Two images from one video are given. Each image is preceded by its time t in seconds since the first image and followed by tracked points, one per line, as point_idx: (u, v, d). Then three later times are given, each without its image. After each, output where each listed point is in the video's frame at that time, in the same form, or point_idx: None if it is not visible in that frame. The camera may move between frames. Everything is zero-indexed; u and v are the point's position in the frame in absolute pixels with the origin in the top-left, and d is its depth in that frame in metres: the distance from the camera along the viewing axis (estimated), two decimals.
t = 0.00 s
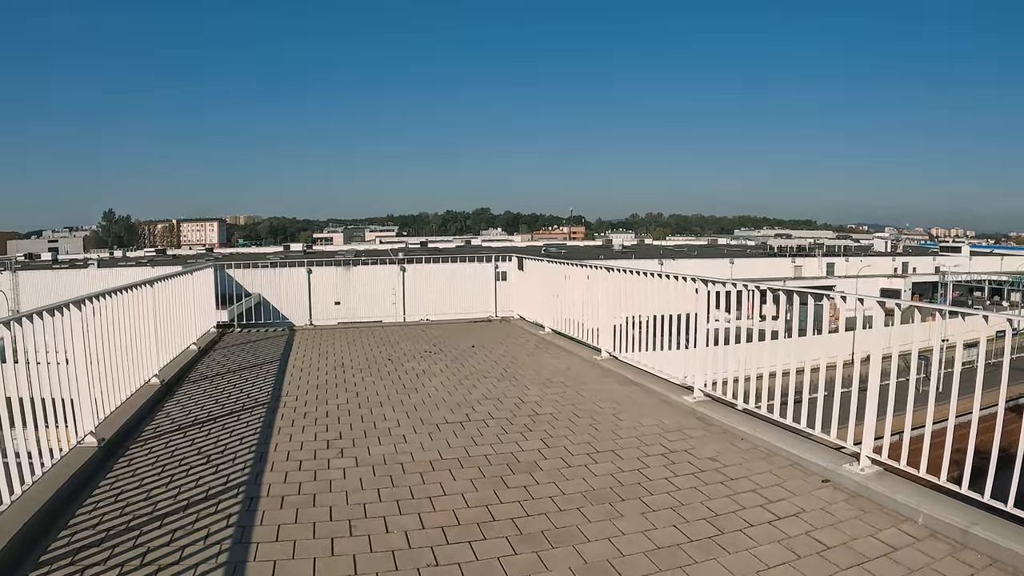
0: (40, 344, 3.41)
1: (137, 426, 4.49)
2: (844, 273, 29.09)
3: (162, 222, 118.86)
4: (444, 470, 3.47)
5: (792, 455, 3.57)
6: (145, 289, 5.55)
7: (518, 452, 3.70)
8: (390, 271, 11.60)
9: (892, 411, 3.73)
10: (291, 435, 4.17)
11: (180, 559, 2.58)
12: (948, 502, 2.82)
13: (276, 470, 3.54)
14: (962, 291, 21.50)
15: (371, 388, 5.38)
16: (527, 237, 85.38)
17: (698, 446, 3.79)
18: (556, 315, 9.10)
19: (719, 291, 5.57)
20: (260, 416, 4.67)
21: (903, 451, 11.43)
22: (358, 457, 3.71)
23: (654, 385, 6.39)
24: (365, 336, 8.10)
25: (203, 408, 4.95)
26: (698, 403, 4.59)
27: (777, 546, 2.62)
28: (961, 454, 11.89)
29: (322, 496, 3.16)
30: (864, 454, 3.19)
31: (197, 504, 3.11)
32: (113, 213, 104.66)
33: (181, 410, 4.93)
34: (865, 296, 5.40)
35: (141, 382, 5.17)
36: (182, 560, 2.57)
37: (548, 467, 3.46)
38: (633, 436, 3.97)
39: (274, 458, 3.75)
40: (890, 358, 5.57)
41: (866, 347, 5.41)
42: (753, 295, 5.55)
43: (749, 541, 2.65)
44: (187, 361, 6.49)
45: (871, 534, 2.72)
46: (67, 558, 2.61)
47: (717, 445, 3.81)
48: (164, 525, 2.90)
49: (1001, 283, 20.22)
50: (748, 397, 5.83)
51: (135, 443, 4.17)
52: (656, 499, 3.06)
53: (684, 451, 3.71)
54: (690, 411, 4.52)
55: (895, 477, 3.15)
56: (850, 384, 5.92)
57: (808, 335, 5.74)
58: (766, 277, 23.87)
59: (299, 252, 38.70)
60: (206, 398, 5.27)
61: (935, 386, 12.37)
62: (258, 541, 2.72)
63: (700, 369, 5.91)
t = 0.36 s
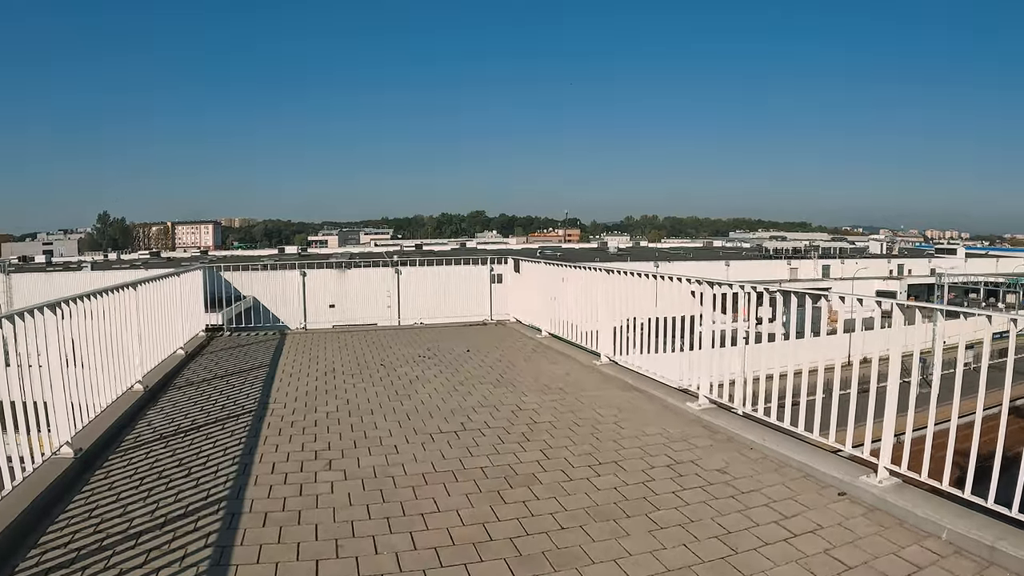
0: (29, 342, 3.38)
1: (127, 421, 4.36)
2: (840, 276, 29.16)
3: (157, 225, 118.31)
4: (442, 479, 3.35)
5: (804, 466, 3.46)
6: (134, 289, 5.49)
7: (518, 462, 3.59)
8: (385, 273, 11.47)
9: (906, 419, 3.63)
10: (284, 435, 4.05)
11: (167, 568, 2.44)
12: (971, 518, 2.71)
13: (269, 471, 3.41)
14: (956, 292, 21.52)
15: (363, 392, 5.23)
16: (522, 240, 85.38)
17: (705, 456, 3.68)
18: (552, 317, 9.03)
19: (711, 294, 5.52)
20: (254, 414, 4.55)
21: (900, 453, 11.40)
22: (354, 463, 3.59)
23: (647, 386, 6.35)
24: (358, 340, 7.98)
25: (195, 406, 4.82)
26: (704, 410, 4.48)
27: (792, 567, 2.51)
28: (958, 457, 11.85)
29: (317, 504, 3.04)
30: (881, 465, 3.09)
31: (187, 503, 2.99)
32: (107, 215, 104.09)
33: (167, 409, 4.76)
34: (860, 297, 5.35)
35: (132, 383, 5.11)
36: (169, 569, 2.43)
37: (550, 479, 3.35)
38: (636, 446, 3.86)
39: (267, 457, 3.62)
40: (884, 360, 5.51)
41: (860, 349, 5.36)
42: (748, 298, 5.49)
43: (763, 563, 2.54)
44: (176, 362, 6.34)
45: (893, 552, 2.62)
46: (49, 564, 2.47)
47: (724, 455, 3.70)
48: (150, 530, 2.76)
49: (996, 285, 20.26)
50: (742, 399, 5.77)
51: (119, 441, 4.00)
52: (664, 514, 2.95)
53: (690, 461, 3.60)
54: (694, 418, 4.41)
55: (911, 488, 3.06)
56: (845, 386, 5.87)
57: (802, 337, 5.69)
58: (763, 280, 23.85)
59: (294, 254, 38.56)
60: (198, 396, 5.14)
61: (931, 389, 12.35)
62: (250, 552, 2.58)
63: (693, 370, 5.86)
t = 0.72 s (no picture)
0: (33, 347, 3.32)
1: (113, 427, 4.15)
2: (835, 278, 29.20)
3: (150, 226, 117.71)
4: (438, 501, 3.12)
5: (820, 484, 3.25)
6: (129, 291, 5.34)
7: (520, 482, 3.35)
8: (380, 276, 11.33)
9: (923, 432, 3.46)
10: (273, 447, 3.81)
11: None
12: (1004, 544, 2.53)
13: (253, 490, 3.18)
14: (953, 295, 21.48)
15: (355, 401, 5.02)
16: (517, 242, 85.30)
17: (715, 474, 3.46)
18: (547, 320, 8.93)
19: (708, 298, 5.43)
20: (242, 422, 4.31)
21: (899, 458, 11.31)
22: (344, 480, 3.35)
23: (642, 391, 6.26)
24: (351, 347, 7.80)
25: (182, 411, 4.59)
26: (711, 425, 4.28)
27: None
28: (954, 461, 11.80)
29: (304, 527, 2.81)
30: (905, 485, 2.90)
31: (168, 526, 2.77)
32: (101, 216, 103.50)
33: (151, 415, 4.54)
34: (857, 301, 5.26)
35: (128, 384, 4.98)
36: None
37: (552, 502, 3.12)
38: (642, 464, 3.64)
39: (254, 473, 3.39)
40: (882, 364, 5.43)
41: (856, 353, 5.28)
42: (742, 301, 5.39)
43: None
44: (167, 366, 6.12)
45: None
46: None
47: (734, 472, 3.49)
48: (127, 555, 2.55)
49: (990, 288, 20.28)
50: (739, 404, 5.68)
51: (101, 450, 3.78)
52: (675, 541, 2.73)
53: (701, 480, 3.38)
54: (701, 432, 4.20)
55: (936, 511, 2.88)
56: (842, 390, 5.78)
57: (799, 340, 5.60)
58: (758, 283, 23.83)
59: (289, 256, 38.38)
60: (185, 401, 4.90)
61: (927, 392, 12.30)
62: None
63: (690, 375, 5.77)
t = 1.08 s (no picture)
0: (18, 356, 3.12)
1: (96, 444, 3.83)
2: (831, 282, 29.21)
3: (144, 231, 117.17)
4: (442, 520, 2.76)
5: (850, 501, 2.95)
6: (120, 296, 5.13)
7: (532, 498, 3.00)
8: (374, 280, 11.13)
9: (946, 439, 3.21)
10: (265, 463, 3.46)
11: None
12: None
13: (245, 499, 2.97)
14: (948, 298, 21.50)
15: (353, 406, 4.80)
16: (513, 247, 85.26)
17: (740, 490, 3.13)
18: (542, 325, 8.79)
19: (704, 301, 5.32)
20: (235, 435, 3.98)
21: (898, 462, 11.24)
22: (340, 497, 3.01)
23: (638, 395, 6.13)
24: (347, 355, 7.59)
25: (171, 425, 4.25)
26: (729, 435, 3.94)
27: None
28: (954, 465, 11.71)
29: (301, 554, 2.45)
30: (939, 502, 2.65)
31: (153, 539, 2.56)
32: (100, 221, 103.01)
33: (137, 424, 4.30)
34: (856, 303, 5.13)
35: (118, 395, 4.76)
36: None
37: (569, 521, 2.76)
38: (658, 468, 3.43)
39: (245, 491, 3.05)
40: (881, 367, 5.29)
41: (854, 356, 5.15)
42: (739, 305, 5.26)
43: None
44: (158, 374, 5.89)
45: None
46: None
47: (758, 487, 3.16)
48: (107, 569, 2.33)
49: (986, 292, 20.30)
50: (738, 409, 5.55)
51: (85, 460, 3.56)
52: (707, 566, 2.39)
53: (726, 497, 3.05)
54: (719, 443, 3.87)
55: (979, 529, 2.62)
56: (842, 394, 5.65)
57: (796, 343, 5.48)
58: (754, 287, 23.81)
59: (285, 261, 38.20)
60: (177, 413, 4.58)
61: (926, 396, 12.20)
62: None
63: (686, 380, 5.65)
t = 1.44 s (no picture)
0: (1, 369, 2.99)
1: (85, 458, 3.70)
2: (825, 284, 29.27)
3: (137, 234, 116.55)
4: (450, 546, 2.65)
5: (877, 520, 2.84)
6: (112, 303, 5.01)
7: (543, 521, 2.89)
8: (369, 283, 10.97)
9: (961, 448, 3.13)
10: (261, 481, 3.34)
11: None
12: None
13: (242, 522, 2.84)
14: (942, 301, 21.55)
15: (352, 419, 4.68)
16: (508, 250, 85.29)
17: (760, 510, 3.03)
18: (537, 330, 8.69)
19: (697, 305, 5.25)
20: (230, 451, 3.86)
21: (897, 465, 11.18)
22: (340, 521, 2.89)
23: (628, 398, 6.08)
24: (343, 363, 7.46)
25: (162, 439, 4.12)
26: (744, 449, 3.82)
27: None
28: (949, 469, 11.70)
29: None
30: (972, 520, 2.54)
31: (147, 568, 2.43)
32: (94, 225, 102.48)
33: (128, 438, 4.17)
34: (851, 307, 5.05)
35: (106, 407, 4.59)
36: None
37: (584, 546, 2.65)
38: (670, 485, 3.33)
39: (239, 513, 2.93)
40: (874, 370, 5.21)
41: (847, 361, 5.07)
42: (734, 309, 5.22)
43: None
44: (150, 382, 5.74)
45: None
46: None
47: (780, 507, 3.06)
48: None
49: (978, 294, 20.38)
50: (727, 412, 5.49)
51: (73, 477, 3.43)
52: None
53: (746, 517, 2.95)
54: (733, 458, 3.76)
55: (1013, 549, 2.51)
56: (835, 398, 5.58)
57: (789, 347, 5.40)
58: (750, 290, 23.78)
59: (279, 264, 38.11)
60: (168, 425, 4.45)
61: (918, 399, 12.24)
62: None
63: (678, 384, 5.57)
